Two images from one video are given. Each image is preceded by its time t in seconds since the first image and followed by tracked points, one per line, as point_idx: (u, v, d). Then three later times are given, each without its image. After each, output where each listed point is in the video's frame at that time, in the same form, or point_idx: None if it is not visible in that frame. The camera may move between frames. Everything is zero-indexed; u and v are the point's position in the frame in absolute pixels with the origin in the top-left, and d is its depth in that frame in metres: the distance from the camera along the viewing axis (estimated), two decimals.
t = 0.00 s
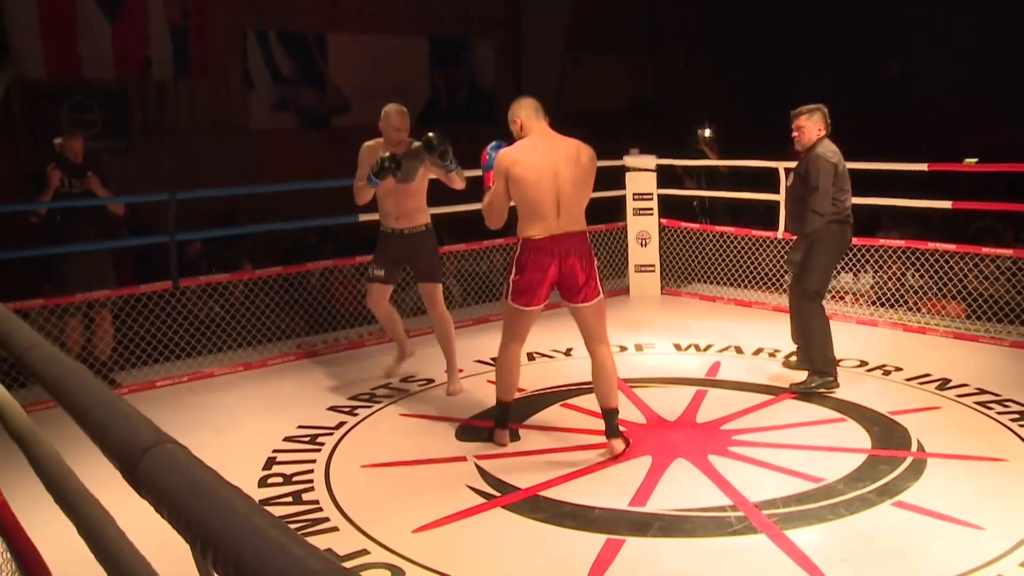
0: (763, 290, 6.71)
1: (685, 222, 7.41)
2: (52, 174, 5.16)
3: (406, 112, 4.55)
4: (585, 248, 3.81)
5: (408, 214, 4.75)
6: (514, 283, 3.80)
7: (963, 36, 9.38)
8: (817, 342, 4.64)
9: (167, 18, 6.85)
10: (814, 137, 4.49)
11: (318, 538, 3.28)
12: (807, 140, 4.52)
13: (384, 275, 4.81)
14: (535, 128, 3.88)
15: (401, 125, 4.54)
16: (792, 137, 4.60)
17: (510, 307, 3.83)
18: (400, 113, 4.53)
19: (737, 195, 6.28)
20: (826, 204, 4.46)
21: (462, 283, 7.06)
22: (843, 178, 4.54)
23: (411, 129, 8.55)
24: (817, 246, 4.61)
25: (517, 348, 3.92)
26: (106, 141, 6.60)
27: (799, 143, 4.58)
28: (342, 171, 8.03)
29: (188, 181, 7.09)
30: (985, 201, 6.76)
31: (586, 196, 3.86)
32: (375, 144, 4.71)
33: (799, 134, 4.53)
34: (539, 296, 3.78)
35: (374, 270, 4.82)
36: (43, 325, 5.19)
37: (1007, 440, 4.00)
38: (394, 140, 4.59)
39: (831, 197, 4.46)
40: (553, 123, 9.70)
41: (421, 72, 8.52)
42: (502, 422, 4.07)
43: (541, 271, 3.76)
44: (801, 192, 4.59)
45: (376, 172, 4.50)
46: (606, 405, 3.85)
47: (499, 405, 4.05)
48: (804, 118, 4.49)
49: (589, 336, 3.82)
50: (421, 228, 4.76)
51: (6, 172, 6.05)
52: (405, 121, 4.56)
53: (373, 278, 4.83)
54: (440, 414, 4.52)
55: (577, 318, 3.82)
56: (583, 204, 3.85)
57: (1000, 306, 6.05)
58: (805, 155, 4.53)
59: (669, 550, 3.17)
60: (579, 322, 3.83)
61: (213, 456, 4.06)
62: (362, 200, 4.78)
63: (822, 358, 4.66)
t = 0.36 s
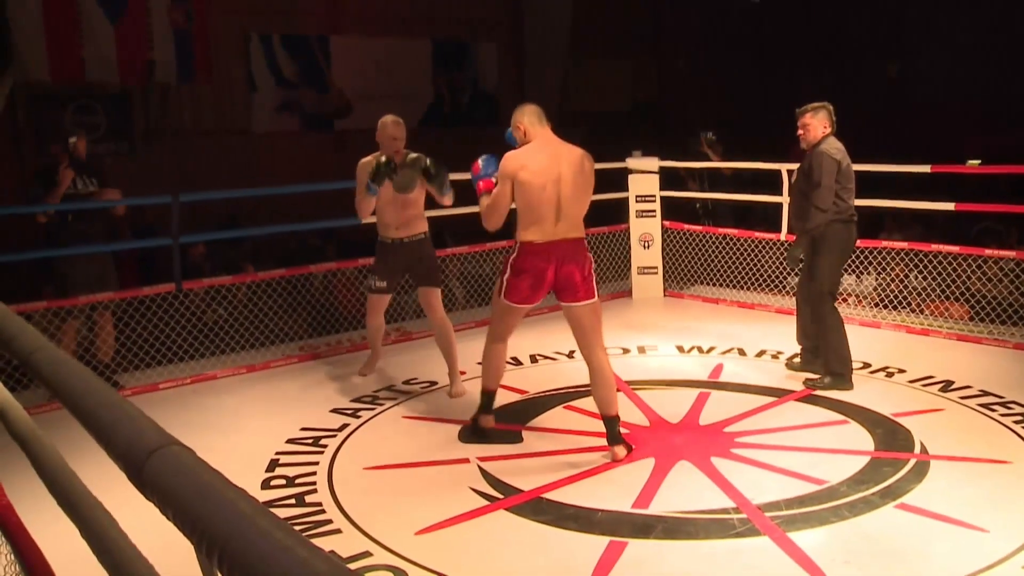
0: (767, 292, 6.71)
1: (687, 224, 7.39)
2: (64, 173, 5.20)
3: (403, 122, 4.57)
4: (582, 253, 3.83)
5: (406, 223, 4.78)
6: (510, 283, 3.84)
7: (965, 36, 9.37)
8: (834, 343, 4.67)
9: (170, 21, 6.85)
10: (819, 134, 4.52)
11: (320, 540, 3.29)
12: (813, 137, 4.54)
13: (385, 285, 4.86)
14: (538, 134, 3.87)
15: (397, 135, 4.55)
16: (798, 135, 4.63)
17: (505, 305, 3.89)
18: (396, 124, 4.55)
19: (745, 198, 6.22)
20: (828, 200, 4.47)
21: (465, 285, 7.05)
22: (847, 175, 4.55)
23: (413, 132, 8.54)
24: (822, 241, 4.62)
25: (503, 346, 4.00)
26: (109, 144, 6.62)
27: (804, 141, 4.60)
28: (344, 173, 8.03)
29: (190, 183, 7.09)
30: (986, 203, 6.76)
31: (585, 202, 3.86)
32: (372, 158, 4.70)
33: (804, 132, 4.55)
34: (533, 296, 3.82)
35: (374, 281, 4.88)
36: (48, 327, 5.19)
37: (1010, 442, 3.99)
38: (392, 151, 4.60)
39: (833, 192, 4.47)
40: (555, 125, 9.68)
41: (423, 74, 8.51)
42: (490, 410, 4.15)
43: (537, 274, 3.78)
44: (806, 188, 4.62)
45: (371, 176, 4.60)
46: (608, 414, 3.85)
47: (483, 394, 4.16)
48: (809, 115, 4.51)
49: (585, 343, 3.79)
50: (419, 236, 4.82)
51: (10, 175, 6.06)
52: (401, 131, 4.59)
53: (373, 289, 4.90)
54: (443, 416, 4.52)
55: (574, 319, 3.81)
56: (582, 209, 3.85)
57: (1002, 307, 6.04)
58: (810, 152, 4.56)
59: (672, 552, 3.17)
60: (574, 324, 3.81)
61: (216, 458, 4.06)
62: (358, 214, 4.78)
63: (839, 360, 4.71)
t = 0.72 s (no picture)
0: (767, 293, 6.70)
1: (686, 225, 7.38)
2: (66, 172, 5.19)
3: (391, 129, 4.65)
4: (564, 252, 3.87)
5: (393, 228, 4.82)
6: (494, 284, 3.90)
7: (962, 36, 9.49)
8: (836, 343, 4.67)
9: (170, 24, 6.85)
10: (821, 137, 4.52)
11: (321, 541, 3.29)
12: (814, 140, 4.56)
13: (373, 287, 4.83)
14: (518, 136, 3.92)
15: (387, 141, 4.62)
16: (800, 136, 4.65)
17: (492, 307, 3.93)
18: (386, 131, 4.62)
19: (744, 199, 6.13)
20: (824, 206, 4.47)
21: (465, 286, 7.04)
22: (847, 179, 4.55)
23: (413, 133, 8.54)
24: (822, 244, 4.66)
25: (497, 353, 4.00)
26: (110, 147, 6.63)
27: (804, 143, 4.61)
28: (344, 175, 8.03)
29: (191, 185, 7.10)
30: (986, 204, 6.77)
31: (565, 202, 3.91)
32: (358, 165, 4.74)
33: (805, 135, 4.56)
34: (519, 297, 3.87)
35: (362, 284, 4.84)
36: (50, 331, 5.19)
37: (1010, 442, 3.99)
38: (380, 158, 4.66)
39: (831, 197, 4.47)
40: (555, 126, 9.68)
41: (423, 76, 8.51)
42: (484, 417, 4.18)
43: (519, 274, 3.84)
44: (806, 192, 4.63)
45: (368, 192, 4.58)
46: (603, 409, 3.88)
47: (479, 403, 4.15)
48: (811, 118, 4.51)
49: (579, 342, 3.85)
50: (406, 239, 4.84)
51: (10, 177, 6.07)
52: (390, 138, 4.65)
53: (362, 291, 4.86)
54: (443, 418, 4.52)
55: (562, 319, 3.86)
56: (563, 210, 3.90)
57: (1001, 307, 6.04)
58: (812, 155, 4.57)
59: (672, 553, 3.17)
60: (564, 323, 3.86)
61: (217, 461, 4.07)
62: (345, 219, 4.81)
63: (841, 361, 4.71)
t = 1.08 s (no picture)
0: (768, 293, 6.69)
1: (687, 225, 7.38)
2: (67, 172, 5.19)
3: (384, 121, 4.70)
4: (559, 245, 3.88)
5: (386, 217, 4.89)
6: (492, 282, 3.89)
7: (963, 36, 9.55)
8: (836, 342, 4.69)
9: (171, 25, 6.85)
10: (820, 137, 4.52)
11: (322, 542, 3.29)
12: (813, 140, 4.56)
13: (371, 274, 4.88)
14: (502, 134, 3.98)
15: (380, 133, 4.67)
16: (799, 136, 4.65)
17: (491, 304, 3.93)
18: (378, 122, 4.68)
19: (745, 199, 6.13)
20: (823, 206, 4.47)
21: (465, 286, 7.02)
22: (847, 178, 4.54)
23: (414, 134, 8.53)
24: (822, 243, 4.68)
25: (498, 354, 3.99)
26: (110, 148, 6.63)
27: (804, 142, 4.61)
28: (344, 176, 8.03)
29: (191, 187, 7.11)
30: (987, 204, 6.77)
31: (556, 195, 3.94)
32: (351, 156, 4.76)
33: (804, 134, 4.56)
34: (516, 292, 3.87)
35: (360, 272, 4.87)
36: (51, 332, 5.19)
37: (1011, 442, 3.98)
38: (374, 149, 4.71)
39: (830, 197, 4.47)
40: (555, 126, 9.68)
41: (422, 77, 8.51)
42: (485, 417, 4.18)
43: (514, 270, 3.86)
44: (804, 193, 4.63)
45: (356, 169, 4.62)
46: (587, 394, 3.92)
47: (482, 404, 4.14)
48: (810, 119, 4.52)
49: (575, 332, 3.89)
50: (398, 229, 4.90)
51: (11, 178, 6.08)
52: (383, 129, 4.71)
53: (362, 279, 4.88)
54: (444, 419, 4.52)
55: (562, 312, 3.88)
56: (556, 203, 3.92)
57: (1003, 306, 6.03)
58: (812, 154, 4.57)
59: (673, 553, 3.17)
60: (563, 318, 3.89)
61: (218, 461, 4.07)
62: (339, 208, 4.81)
63: (841, 360, 4.70)
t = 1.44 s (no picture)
0: (773, 293, 6.68)
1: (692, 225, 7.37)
2: (70, 173, 5.14)
3: (387, 125, 4.74)
4: (564, 244, 3.90)
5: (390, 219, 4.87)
6: (496, 280, 3.90)
7: (969, 36, 9.61)
8: (839, 342, 4.67)
9: (176, 27, 6.87)
10: (822, 138, 4.54)
11: (329, 542, 3.30)
12: (815, 141, 4.57)
13: (376, 278, 4.93)
14: (516, 131, 3.95)
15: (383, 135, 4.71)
16: (803, 137, 4.68)
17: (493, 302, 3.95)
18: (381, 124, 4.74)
19: (751, 199, 6.02)
20: (826, 205, 4.47)
21: (469, 287, 7.00)
22: (848, 179, 4.54)
23: (419, 135, 8.54)
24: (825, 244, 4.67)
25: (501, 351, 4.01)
26: (116, 150, 6.65)
27: (806, 144, 4.63)
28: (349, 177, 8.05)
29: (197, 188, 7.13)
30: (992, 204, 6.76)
31: (565, 194, 3.93)
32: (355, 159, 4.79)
33: (807, 136, 4.58)
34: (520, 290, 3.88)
35: (364, 275, 4.92)
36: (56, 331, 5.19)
37: (1017, 442, 3.97)
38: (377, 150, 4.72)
39: (832, 197, 4.47)
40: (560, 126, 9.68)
41: (427, 78, 8.52)
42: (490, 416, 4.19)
43: (520, 268, 3.86)
44: (806, 193, 4.64)
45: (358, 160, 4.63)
46: (580, 401, 3.96)
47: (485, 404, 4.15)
48: (813, 120, 4.54)
49: (569, 334, 3.93)
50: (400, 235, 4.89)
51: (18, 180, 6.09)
52: (387, 132, 4.74)
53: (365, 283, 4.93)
54: (450, 419, 4.52)
55: (563, 311, 3.91)
56: (564, 202, 3.91)
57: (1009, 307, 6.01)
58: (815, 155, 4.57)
59: (679, 553, 3.17)
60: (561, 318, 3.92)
61: (224, 461, 4.08)
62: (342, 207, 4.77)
63: (844, 359, 4.70)
